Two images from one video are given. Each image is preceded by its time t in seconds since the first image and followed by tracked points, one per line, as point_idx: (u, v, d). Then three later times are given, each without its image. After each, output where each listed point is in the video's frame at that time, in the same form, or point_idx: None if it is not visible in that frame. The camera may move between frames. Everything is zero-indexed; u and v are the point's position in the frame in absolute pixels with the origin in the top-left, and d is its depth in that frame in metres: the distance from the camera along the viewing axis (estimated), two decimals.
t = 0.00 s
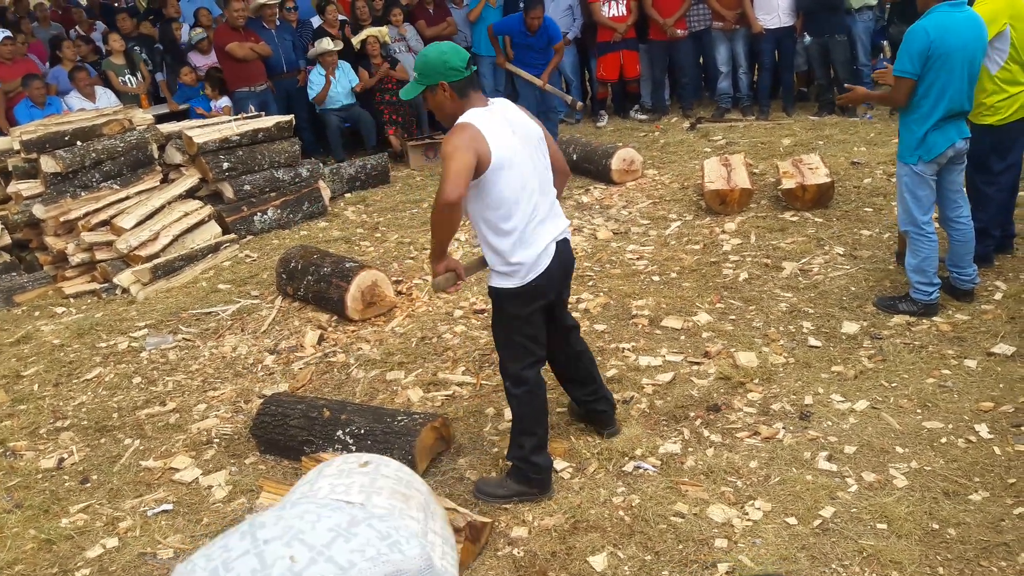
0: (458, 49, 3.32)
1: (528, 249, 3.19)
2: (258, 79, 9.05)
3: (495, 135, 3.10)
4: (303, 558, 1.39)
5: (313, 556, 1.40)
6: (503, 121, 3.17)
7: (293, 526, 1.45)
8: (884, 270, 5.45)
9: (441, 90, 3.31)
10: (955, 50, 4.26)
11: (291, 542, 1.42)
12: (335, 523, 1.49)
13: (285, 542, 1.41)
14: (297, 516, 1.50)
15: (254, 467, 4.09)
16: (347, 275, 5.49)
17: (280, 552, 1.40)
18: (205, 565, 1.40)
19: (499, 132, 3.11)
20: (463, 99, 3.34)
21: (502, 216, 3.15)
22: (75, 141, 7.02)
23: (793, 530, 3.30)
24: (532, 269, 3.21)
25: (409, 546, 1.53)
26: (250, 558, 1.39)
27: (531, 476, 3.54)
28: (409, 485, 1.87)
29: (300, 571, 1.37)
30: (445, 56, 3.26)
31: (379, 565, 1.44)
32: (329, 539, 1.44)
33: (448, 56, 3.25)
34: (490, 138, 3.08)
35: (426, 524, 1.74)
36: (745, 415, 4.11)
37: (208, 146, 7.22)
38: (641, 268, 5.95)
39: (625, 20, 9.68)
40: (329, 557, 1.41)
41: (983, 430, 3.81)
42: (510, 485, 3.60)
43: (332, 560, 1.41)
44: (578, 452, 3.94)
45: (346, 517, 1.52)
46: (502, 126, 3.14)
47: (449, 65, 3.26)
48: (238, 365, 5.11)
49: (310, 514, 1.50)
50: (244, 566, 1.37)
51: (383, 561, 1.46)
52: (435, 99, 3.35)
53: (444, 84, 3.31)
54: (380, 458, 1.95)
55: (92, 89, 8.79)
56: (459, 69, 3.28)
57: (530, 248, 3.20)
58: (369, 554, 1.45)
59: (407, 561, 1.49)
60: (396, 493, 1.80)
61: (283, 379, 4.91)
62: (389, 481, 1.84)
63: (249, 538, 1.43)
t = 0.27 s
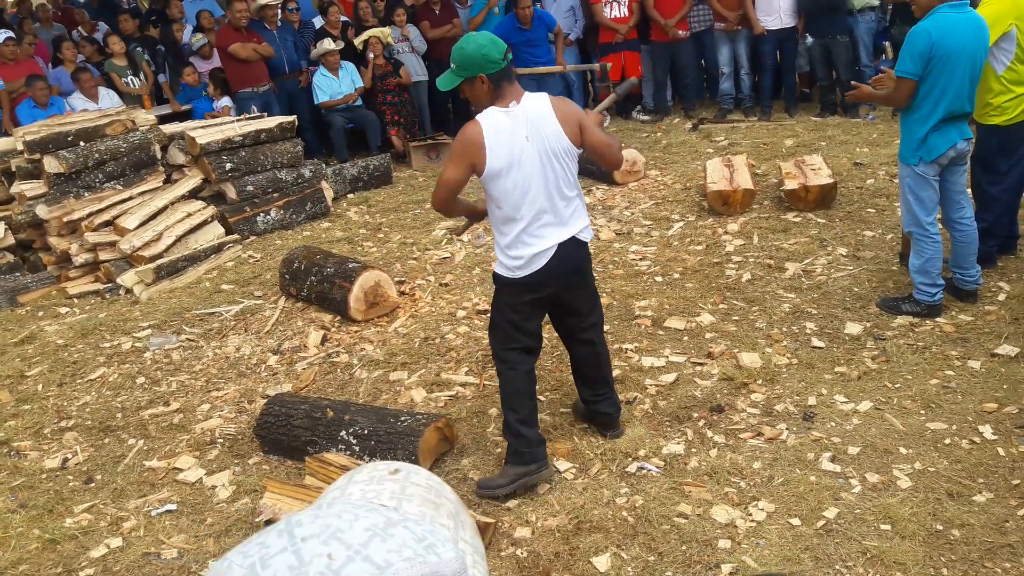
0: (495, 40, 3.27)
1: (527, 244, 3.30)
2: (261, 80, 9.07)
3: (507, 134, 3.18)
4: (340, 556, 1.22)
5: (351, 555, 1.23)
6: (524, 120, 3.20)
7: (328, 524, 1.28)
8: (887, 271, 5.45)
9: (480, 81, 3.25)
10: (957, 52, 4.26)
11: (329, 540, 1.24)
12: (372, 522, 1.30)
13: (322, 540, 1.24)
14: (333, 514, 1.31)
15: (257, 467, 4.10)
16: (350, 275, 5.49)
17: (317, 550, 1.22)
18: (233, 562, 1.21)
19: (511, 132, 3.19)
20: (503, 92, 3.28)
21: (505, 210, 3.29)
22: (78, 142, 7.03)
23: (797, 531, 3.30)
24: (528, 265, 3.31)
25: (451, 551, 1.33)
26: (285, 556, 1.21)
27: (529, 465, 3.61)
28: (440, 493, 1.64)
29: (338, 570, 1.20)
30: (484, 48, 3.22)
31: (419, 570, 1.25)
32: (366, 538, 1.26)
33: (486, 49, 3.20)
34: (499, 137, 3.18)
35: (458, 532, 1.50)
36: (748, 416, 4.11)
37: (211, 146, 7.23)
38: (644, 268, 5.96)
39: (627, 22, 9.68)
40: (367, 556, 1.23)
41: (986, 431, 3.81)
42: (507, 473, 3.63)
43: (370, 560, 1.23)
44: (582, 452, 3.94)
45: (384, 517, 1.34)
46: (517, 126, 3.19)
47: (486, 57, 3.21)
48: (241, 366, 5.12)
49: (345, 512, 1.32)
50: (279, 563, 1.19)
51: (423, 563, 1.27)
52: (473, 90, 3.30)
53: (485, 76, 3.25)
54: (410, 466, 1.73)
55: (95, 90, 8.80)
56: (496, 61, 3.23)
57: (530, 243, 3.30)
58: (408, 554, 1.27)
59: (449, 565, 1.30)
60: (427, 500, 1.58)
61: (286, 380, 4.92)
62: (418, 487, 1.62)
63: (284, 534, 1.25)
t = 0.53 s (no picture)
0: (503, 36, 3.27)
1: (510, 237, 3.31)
2: (261, 80, 9.07)
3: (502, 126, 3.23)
4: (321, 553, 1.20)
5: (330, 552, 1.21)
6: (519, 114, 3.23)
7: (311, 521, 1.27)
8: (885, 273, 5.45)
9: (482, 74, 3.25)
10: (960, 53, 4.27)
11: (310, 537, 1.23)
12: (356, 520, 1.28)
13: (303, 536, 1.23)
14: (319, 509, 1.30)
15: (254, 467, 4.09)
16: (347, 276, 5.49)
17: (298, 545, 1.21)
18: (217, 556, 1.21)
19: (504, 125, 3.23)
20: (500, 87, 3.27)
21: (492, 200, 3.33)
22: (76, 141, 7.02)
23: (793, 533, 3.30)
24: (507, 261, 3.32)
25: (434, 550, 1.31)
26: (266, 551, 1.20)
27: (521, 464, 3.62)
28: (430, 497, 1.65)
29: (317, 565, 1.18)
30: (489, 42, 3.22)
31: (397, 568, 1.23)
32: (347, 536, 1.24)
33: (491, 42, 3.20)
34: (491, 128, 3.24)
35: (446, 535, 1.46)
36: (745, 418, 4.11)
37: (210, 146, 7.22)
38: (642, 270, 5.96)
39: (626, 23, 9.68)
40: (347, 553, 1.21)
41: (983, 434, 3.81)
42: (490, 464, 3.63)
43: (349, 557, 1.21)
44: (579, 454, 3.94)
45: (370, 514, 1.32)
46: (512, 119, 3.23)
47: (491, 50, 3.21)
48: (238, 366, 5.12)
49: (330, 510, 1.31)
50: (255, 558, 1.19)
51: (402, 563, 1.24)
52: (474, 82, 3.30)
53: (486, 70, 3.25)
54: (403, 470, 1.73)
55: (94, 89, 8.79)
56: (499, 55, 3.21)
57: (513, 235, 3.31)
58: (386, 553, 1.24)
59: (430, 566, 1.27)
60: (415, 503, 1.59)
61: (283, 380, 4.91)
62: (409, 491, 1.62)
63: (267, 529, 1.25)
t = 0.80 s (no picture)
0: (458, 53, 3.16)
1: (489, 248, 3.30)
2: (264, 81, 9.09)
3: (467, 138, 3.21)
4: (262, 528, 1.17)
5: (272, 527, 1.17)
6: (484, 132, 3.22)
7: (256, 496, 1.22)
8: (886, 276, 5.46)
9: (440, 94, 3.18)
10: (962, 55, 4.28)
11: (254, 512, 1.18)
12: (301, 498, 1.24)
13: (247, 511, 1.18)
14: (264, 486, 1.27)
15: (255, 468, 4.10)
16: (349, 277, 5.50)
17: (241, 520, 1.17)
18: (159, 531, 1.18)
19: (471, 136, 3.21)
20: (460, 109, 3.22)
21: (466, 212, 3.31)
22: (78, 142, 7.03)
23: (794, 535, 3.30)
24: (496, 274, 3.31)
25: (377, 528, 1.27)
26: (209, 525, 1.16)
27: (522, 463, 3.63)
28: (391, 480, 1.50)
29: (258, 540, 1.15)
30: (445, 62, 3.12)
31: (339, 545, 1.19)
32: (291, 512, 1.20)
33: (447, 64, 3.10)
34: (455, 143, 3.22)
35: (402, 518, 1.41)
36: (746, 420, 4.11)
37: (211, 147, 7.24)
38: (643, 272, 5.96)
39: (628, 25, 9.68)
40: (289, 529, 1.17)
41: (984, 436, 3.81)
42: (499, 471, 3.67)
43: (290, 532, 1.17)
44: (580, 455, 3.94)
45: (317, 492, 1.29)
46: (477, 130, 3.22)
47: (446, 71, 3.12)
48: (240, 367, 5.12)
49: (276, 488, 1.27)
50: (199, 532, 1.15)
51: (344, 539, 1.21)
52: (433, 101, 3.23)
53: (446, 91, 3.17)
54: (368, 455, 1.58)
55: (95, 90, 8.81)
56: (457, 77, 3.13)
57: (491, 246, 3.30)
58: (329, 530, 1.20)
59: (372, 544, 1.24)
60: (375, 486, 1.46)
61: (285, 381, 4.92)
62: (368, 474, 1.49)
63: (212, 505, 1.21)
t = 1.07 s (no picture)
0: (415, 179, 3.09)
1: (568, 284, 3.35)
2: (266, 80, 9.10)
3: (475, 223, 3.12)
4: (289, 522, 1.42)
5: (298, 522, 1.42)
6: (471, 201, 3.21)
7: (284, 496, 1.49)
8: (888, 278, 5.45)
9: (409, 222, 3.10)
10: (960, 57, 4.28)
11: (281, 508, 1.45)
12: (325, 497, 1.51)
13: (275, 508, 1.45)
14: (291, 487, 1.53)
15: (256, 467, 4.10)
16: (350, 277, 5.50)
17: (269, 515, 1.43)
18: (199, 524, 1.45)
19: (477, 220, 3.14)
20: (431, 221, 3.14)
21: (529, 277, 3.26)
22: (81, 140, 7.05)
23: (794, 537, 3.30)
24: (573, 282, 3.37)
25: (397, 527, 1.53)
26: (241, 519, 1.43)
27: (522, 463, 3.64)
28: (408, 483, 1.88)
29: (285, 533, 1.40)
30: (405, 191, 3.04)
31: (360, 539, 1.44)
32: (316, 509, 1.46)
33: (409, 193, 3.02)
34: (477, 231, 3.10)
35: (418, 518, 1.70)
36: (747, 422, 4.11)
37: (214, 146, 7.25)
38: (645, 273, 5.96)
39: (631, 27, 9.68)
40: (314, 524, 1.42)
41: (985, 439, 3.81)
42: (503, 478, 3.68)
43: (315, 528, 1.42)
44: (581, 456, 3.94)
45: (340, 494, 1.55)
46: (470, 213, 3.16)
47: (409, 199, 3.04)
48: (241, 366, 5.13)
49: (302, 488, 1.54)
50: (235, 525, 1.42)
51: (366, 535, 1.45)
52: (405, 231, 3.15)
53: (413, 217, 3.09)
54: (385, 458, 2.03)
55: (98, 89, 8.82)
56: (420, 201, 3.06)
57: (567, 282, 3.35)
58: (352, 526, 1.45)
59: (392, 540, 1.49)
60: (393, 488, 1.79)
61: (286, 381, 4.92)
62: (389, 476, 1.88)
63: (244, 502, 1.48)
